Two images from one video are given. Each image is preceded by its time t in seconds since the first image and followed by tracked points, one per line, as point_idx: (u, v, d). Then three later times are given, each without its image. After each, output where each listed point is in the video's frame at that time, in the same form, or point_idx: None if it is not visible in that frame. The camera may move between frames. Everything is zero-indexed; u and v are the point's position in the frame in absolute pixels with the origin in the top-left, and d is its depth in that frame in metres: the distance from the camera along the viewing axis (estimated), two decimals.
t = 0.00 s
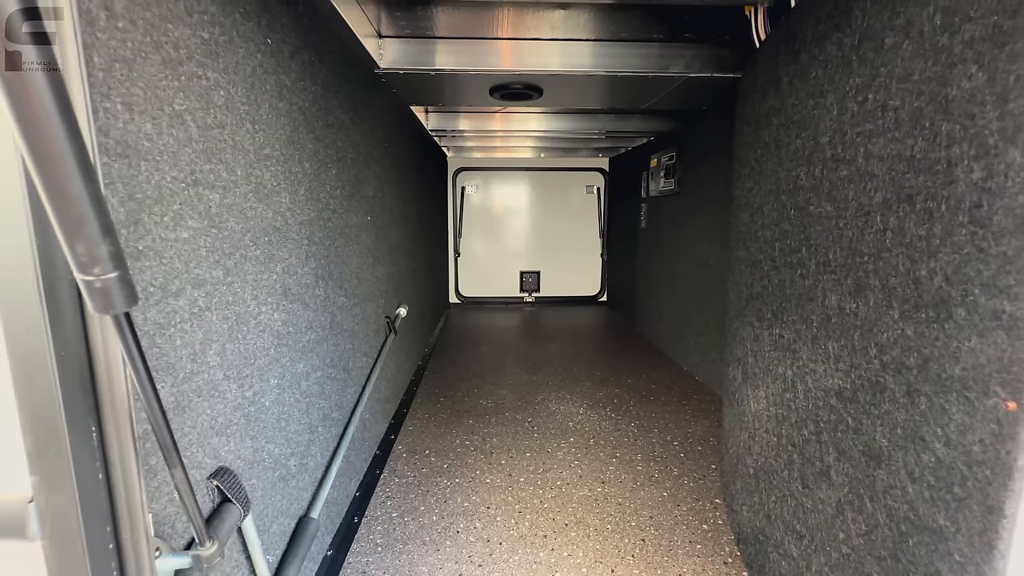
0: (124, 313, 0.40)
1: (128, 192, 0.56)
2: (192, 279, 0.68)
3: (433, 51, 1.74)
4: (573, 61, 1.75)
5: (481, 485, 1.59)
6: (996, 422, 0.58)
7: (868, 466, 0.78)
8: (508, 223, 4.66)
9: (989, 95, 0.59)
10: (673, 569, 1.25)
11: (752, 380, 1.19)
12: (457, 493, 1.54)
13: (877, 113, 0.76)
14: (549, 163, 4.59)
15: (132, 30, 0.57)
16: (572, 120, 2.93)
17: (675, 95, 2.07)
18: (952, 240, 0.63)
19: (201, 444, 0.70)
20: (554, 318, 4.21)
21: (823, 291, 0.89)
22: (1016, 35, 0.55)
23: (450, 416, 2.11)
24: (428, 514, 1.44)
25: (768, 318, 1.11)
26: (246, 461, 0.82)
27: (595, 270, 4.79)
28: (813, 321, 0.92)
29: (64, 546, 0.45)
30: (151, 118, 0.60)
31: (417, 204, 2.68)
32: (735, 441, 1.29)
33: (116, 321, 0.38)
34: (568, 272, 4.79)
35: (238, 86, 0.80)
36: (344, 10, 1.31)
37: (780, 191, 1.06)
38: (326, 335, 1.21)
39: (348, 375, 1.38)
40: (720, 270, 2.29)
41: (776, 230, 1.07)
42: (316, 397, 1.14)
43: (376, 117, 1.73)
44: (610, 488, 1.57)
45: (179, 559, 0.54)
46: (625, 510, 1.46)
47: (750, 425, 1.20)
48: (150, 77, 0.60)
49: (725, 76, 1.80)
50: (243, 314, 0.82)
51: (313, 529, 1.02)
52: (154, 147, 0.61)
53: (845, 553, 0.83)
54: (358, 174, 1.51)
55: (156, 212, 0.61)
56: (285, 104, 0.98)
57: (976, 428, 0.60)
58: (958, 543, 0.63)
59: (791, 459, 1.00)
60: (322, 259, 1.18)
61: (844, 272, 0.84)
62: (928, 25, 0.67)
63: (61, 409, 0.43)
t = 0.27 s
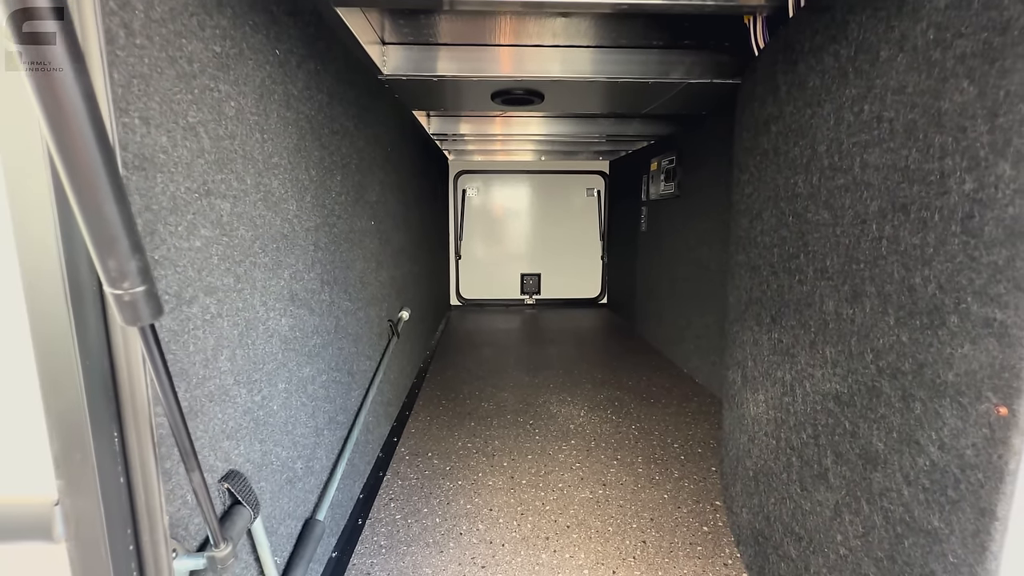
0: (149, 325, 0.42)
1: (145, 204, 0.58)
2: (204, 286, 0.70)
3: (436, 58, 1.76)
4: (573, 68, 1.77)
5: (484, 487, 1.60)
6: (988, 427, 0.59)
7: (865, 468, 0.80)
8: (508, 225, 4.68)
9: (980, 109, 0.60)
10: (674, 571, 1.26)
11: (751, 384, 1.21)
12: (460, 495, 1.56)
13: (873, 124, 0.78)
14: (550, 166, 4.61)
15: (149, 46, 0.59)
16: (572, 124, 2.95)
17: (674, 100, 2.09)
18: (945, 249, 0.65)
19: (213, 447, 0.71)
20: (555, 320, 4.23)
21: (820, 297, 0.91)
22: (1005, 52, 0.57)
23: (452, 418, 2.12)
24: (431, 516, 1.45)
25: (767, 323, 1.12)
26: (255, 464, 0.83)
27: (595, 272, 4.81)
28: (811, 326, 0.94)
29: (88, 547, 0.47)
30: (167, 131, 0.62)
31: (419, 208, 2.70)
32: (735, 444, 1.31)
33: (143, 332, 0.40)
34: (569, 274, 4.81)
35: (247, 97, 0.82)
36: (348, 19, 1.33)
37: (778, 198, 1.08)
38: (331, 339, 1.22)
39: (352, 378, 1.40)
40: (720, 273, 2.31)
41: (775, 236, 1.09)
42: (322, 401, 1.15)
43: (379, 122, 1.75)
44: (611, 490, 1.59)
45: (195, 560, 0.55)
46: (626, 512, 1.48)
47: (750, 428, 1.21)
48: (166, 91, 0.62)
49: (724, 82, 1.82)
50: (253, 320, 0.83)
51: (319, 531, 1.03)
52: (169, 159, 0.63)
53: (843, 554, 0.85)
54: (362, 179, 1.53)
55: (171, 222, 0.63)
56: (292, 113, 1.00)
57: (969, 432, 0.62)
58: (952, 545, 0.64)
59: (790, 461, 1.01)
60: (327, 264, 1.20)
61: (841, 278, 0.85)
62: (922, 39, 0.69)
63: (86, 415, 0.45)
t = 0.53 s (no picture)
0: (153, 334, 0.42)
1: (148, 211, 0.58)
2: (206, 292, 0.70)
3: (437, 61, 1.77)
4: (574, 71, 1.77)
5: (484, 491, 1.60)
6: (990, 433, 0.59)
7: (867, 474, 0.80)
8: (508, 228, 4.68)
9: (981, 116, 0.60)
10: None
11: (752, 388, 1.21)
12: (461, 499, 1.56)
13: (874, 129, 0.78)
14: (550, 169, 4.61)
15: (152, 53, 0.59)
16: (573, 127, 2.95)
17: (675, 103, 2.09)
18: (946, 255, 0.65)
19: (214, 454, 0.71)
20: (555, 323, 4.23)
21: (822, 302, 0.91)
22: (1006, 59, 0.57)
23: (453, 422, 2.12)
24: (432, 520, 1.45)
25: (768, 327, 1.12)
26: (256, 470, 0.83)
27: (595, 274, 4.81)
28: (813, 331, 0.94)
29: (90, 556, 0.47)
30: (169, 137, 0.62)
31: (419, 211, 2.70)
32: (736, 448, 1.31)
33: (146, 341, 0.40)
34: (569, 277, 4.81)
35: (249, 102, 0.82)
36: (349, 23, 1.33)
37: (779, 203, 1.08)
38: (332, 343, 1.22)
39: (353, 382, 1.40)
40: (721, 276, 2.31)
41: (776, 240, 1.09)
42: (323, 405, 1.15)
43: (380, 126, 1.76)
44: (612, 494, 1.59)
45: (196, 568, 0.56)
46: (627, 516, 1.48)
47: (751, 432, 1.21)
48: (168, 98, 0.62)
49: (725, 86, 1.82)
50: (254, 325, 0.83)
51: (320, 536, 1.03)
52: (172, 165, 0.63)
53: (846, 560, 0.84)
54: (363, 183, 1.53)
55: (173, 229, 0.63)
56: (294, 118, 1.00)
57: (971, 438, 0.62)
58: (954, 552, 0.64)
59: (792, 466, 1.01)
60: (328, 269, 1.20)
61: (842, 283, 0.85)
62: (922, 46, 0.69)
63: (89, 423, 0.45)
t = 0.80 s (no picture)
0: (153, 336, 0.42)
1: (149, 213, 0.58)
2: (206, 294, 0.70)
3: (437, 64, 1.77)
4: (574, 74, 1.78)
5: (484, 494, 1.60)
6: (991, 435, 0.59)
7: (867, 476, 0.80)
8: (508, 230, 4.69)
9: (980, 118, 0.61)
10: None
11: (753, 390, 1.21)
12: (461, 501, 1.55)
13: (873, 132, 0.78)
14: (550, 171, 4.62)
15: (153, 56, 0.59)
16: (573, 130, 2.96)
17: (675, 106, 2.10)
18: (946, 257, 0.65)
19: (214, 456, 0.71)
20: (555, 325, 4.23)
21: (822, 304, 0.91)
22: (1005, 62, 0.57)
23: (453, 424, 2.12)
24: (432, 523, 1.44)
25: (768, 329, 1.12)
26: (256, 472, 0.83)
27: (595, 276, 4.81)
28: (813, 333, 0.94)
29: (89, 559, 0.47)
30: (170, 140, 0.62)
31: (419, 213, 2.70)
32: (736, 450, 1.31)
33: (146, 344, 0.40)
34: (569, 278, 4.82)
35: (250, 105, 0.82)
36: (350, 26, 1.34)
37: (779, 205, 1.08)
38: (332, 345, 1.22)
39: (353, 384, 1.40)
40: (721, 278, 2.31)
41: (775, 242, 1.09)
42: (322, 407, 1.15)
43: (380, 128, 1.76)
44: (612, 496, 1.58)
45: (196, 570, 0.56)
46: (628, 519, 1.47)
47: (752, 434, 1.21)
48: (169, 100, 0.62)
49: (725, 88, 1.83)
50: (254, 327, 0.83)
51: (319, 539, 1.03)
52: (172, 168, 0.63)
53: (846, 562, 0.84)
54: (363, 185, 1.53)
55: (174, 231, 0.63)
56: (295, 120, 1.01)
57: (972, 440, 0.62)
58: (955, 554, 0.64)
59: (792, 468, 1.01)
60: (328, 271, 1.20)
61: (842, 285, 0.85)
62: (921, 49, 0.69)
63: (89, 426, 0.45)
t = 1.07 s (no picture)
0: (147, 334, 0.42)
1: (145, 213, 0.59)
2: (203, 293, 0.70)
3: (436, 66, 1.78)
4: (572, 75, 1.78)
5: (483, 494, 1.60)
6: (984, 434, 0.59)
7: (863, 476, 0.80)
8: (508, 231, 4.70)
9: (972, 118, 0.61)
10: None
11: (750, 390, 1.21)
12: (459, 502, 1.55)
13: (867, 132, 0.79)
14: (549, 173, 4.63)
15: (150, 57, 0.60)
16: (572, 131, 2.96)
17: (672, 107, 2.10)
18: (939, 256, 0.66)
19: (210, 455, 0.71)
20: (554, 326, 4.23)
21: (817, 304, 0.91)
22: (996, 63, 0.57)
23: (451, 425, 2.12)
24: (430, 524, 1.44)
25: (765, 329, 1.13)
26: (252, 471, 0.83)
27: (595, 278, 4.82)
28: (809, 333, 0.94)
29: (84, 556, 0.47)
30: (168, 140, 0.63)
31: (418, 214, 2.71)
32: (734, 451, 1.31)
33: (141, 341, 0.40)
34: (569, 280, 4.82)
35: (248, 106, 0.83)
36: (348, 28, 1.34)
37: (775, 206, 1.09)
38: (330, 346, 1.23)
39: (351, 385, 1.40)
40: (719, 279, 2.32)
41: (772, 243, 1.09)
42: (320, 407, 1.15)
43: (378, 130, 1.77)
44: (610, 497, 1.58)
45: (191, 569, 0.56)
46: (625, 520, 1.47)
47: (749, 435, 1.21)
48: (167, 101, 0.63)
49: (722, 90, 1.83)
50: (251, 327, 0.84)
51: (316, 539, 1.03)
52: (169, 168, 0.63)
53: (842, 562, 0.84)
54: (361, 186, 1.53)
55: (171, 230, 0.63)
56: (292, 121, 1.01)
57: (965, 439, 0.62)
58: (950, 553, 0.64)
59: (789, 468, 1.01)
60: (326, 271, 1.21)
61: (837, 285, 0.86)
62: (914, 49, 0.70)
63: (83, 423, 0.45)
